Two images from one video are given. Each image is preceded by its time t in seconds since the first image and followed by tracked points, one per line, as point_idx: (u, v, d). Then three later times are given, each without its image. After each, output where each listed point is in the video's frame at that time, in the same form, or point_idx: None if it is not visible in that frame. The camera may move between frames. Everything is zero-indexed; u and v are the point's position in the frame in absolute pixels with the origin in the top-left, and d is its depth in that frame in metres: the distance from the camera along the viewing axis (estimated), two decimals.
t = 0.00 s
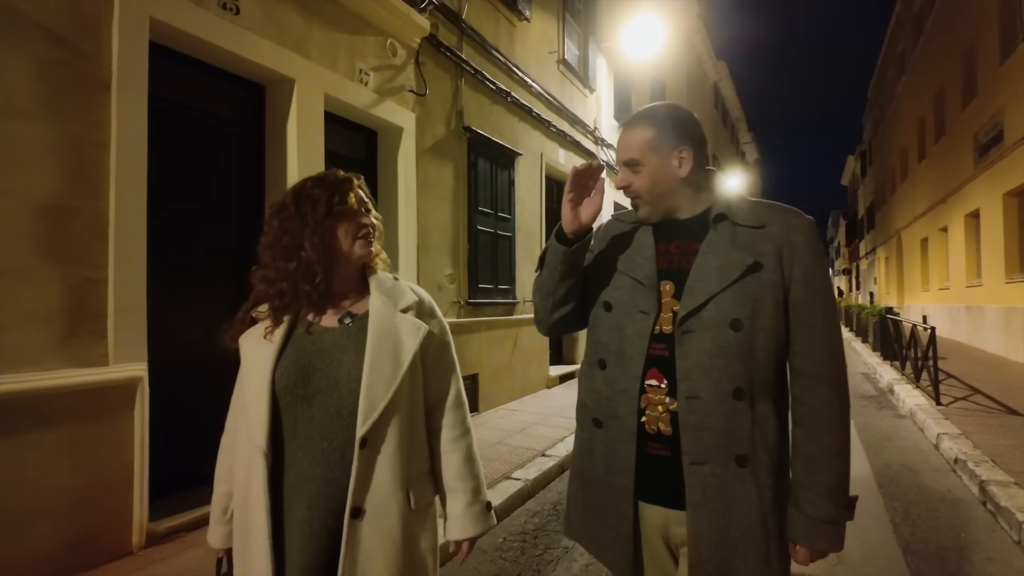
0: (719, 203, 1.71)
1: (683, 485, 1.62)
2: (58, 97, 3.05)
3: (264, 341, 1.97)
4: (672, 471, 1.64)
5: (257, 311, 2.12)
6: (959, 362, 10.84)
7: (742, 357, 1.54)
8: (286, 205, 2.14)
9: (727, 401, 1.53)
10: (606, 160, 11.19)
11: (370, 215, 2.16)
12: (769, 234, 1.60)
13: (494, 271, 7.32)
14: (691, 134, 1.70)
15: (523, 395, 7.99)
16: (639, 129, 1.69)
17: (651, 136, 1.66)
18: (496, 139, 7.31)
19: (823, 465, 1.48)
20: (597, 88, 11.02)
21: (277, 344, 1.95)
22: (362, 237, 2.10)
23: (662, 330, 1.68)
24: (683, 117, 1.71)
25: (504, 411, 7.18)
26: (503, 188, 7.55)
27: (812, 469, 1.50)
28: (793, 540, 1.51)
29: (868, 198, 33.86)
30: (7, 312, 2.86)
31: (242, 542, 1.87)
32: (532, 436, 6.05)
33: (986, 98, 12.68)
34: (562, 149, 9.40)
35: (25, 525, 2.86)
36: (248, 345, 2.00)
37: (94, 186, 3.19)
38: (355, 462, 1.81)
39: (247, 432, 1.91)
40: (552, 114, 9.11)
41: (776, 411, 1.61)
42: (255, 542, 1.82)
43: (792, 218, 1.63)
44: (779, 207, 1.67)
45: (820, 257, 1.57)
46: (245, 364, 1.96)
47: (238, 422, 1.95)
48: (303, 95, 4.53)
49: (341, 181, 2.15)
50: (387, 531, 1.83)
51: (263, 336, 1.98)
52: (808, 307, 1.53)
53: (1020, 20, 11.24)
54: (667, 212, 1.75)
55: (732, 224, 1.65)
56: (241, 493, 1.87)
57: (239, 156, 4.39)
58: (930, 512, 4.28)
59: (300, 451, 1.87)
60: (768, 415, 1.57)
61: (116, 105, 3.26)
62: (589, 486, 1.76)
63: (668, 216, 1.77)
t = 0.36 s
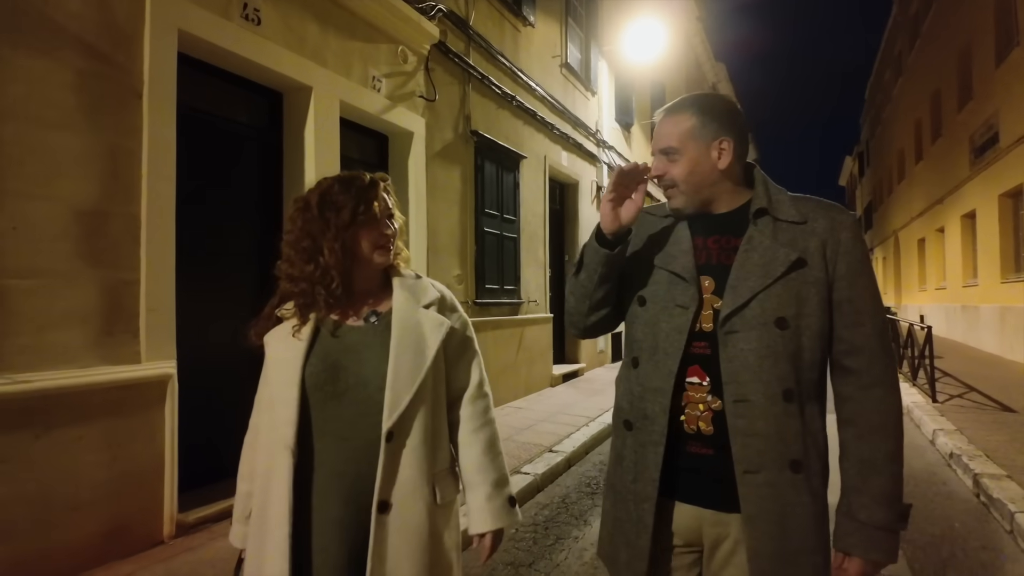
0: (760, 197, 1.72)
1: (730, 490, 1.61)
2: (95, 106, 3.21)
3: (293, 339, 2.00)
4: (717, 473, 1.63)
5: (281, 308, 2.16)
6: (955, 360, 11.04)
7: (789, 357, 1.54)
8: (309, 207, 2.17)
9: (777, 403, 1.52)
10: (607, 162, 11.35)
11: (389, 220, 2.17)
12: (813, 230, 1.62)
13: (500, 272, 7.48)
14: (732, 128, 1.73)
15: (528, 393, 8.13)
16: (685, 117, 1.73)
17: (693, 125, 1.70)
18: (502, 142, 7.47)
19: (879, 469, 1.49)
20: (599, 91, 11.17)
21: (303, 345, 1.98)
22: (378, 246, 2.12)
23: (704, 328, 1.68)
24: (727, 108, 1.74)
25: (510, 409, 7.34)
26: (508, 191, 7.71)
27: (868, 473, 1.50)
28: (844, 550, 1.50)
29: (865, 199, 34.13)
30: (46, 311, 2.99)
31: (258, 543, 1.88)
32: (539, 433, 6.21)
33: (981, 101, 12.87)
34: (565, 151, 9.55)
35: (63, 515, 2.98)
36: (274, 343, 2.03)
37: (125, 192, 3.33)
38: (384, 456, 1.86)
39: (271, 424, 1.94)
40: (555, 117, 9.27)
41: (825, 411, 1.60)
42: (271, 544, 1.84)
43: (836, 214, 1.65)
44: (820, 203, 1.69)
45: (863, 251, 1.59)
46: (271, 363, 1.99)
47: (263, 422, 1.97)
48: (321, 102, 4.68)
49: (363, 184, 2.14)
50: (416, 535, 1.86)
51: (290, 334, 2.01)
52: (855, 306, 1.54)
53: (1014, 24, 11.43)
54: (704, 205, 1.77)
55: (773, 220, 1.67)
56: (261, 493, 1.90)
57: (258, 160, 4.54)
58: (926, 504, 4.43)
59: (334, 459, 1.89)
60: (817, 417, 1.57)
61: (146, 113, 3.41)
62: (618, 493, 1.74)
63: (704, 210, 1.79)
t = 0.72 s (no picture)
0: (753, 200, 1.74)
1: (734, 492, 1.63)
2: (125, 115, 3.38)
3: (310, 336, 2.02)
4: (718, 477, 1.65)
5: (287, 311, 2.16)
6: (949, 359, 11.24)
7: (790, 360, 1.57)
8: (314, 211, 2.21)
9: (779, 407, 1.55)
10: (607, 164, 11.52)
11: (392, 223, 2.25)
12: (806, 234, 1.66)
13: (503, 272, 7.66)
14: (723, 129, 1.72)
15: (530, 391, 8.30)
16: (676, 118, 1.73)
17: (686, 126, 1.70)
18: (504, 146, 7.63)
19: (868, 468, 1.54)
20: (599, 94, 11.33)
21: (322, 340, 2.00)
22: (379, 249, 2.20)
23: (704, 331, 1.69)
24: (719, 110, 1.74)
25: (514, 406, 7.51)
26: (511, 193, 7.88)
27: (858, 471, 1.55)
28: (834, 543, 1.58)
29: (863, 199, 34.39)
30: (79, 310, 3.15)
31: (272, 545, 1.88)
32: (542, 429, 6.39)
33: (975, 104, 13.07)
34: (565, 154, 9.72)
35: (95, 504, 3.12)
36: (286, 346, 2.02)
37: (153, 196, 3.51)
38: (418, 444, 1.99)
39: (290, 422, 1.94)
40: (556, 120, 9.43)
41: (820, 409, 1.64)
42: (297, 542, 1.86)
43: (828, 216, 1.69)
44: (810, 205, 1.73)
45: (854, 254, 1.64)
46: (287, 375, 1.97)
47: (279, 426, 1.94)
48: (332, 109, 4.85)
49: (366, 187, 2.22)
50: (449, 517, 2.03)
51: (307, 332, 2.03)
52: (848, 309, 1.59)
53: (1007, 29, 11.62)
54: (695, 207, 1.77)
55: (767, 225, 1.70)
56: (276, 495, 1.89)
57: (272, 163, 4.72)
58: (916, 496, 4.60)
59: (364, 455, 1.95)
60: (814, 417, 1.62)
61: (171, 122, 3.58)
62: (623, 500, 1.73)
63: (695, 211, 1.79)
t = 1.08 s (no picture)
0: (716, 200, 1.75)
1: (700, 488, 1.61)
2: (153, 125, 3.57)
3: (301, 334, 2.13)
4: (686, 472, 1.64)
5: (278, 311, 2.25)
6: (940, 359, 11.51)
7: (753, 354, 1.56)
8: (292, 217, 2.36)
9: (739, 398, 1.55)
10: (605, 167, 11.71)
11: (370, 218, 2.38)
12: (769, 230, 1.66)
13: (505, 274, 7.86)
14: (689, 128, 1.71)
15: (530, 389, 8.49)
16: (640, 119, 1.71)
17: (651, 126, 1.68)
18: (506, 151, 7.84)
19: (834, 459, 1.54)
20: (597, 99, 11.54)
21: (313, 338, 2.11)
22: (361, 240, 2.30)
23: (672, 327, 1.67)
24: (683, 113, 1.74)
25: (516, 404, 7.72)
26: (513, 196, 8.09)
27: (824, 463, 1.54)
28: (802, 534, 1.56)
29: (859, 201, 34.76)
30: (109, 310, 3.33)
31: (281, 538, 2.00)
32: (544, 426, 6.59)
33: (966, 109, 13.34)
34: (565, 157, 9.94)
35: (123, 494, 3.29)
36: (279, 346, 2.11)
37: (178, 202, 3.69)
38: (411, 439, 2.12)
39: (286, 420, 2.04)
40: (556, 125, 9.63)
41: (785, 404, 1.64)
42: (311, 531, 2.01)
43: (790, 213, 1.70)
44: (774, 203, 1.73)
45: (817, 251, 1.65)
46: (281, 371, 2.07)
47: (274, 422, 2.03)
48: (343, 117, 5.06)
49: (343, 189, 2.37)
50: (440, 508, 2.22)
51: (297, 330, 2.14)
52: (811, 303, 1.60)
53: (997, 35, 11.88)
54: (658, 205, 1.76)
55: (732, 221, 1.69)
56: (281, 490, 1.99)
57: (284, 169, 4.93)
58: (903, 488, 4.81)
59: (362, 448, 2.09)
60: (780, 412, 1.60)
61: (195, 133, 3.78)
62: (595, 501, 1.70)
63: (658, 210, 1.78)
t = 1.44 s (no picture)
0: (716, 199, 1.75)
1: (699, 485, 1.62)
2: (179, 133, 3.73)
3: (289, 340, 2.10)
4: (683, 468, 1.64)
5: (268, 317, 2.22)
6: (934, 358, 11.74)
7: (748, 351, 1.57)
8: (286, 220, 2.29)
9: (736, 396, 1.55)
10: (606, 169, 11.87)
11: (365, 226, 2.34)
12: (765, 230, 1.66)
13: (509, 274, 8.03)
14: (690, 128, 1.76)
15: (533, 387, 8.65)
16: (644, 116, 1.77)
17: (654, 123, 1.74)
18: (511, 154, 8.01)
19: (830, 456, 1.54)
20: (598, 102, 11.70)
21: (305, 345, 2.09)
22: (357, 248, 2.26)
23: (666, 324, 1.68)
24: (687, 113, 1.79)
25: (520, 402, 7.90)
26: (516, 198, 8.27)
27: (819, 460, 1.55)
28: (798, 536, 1.55)
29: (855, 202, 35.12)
30: (138, 310, 3.48)
31: (276, 534, 2.00)
32: (548, 423, 6.77)
33: (960, 112, 13.55)
34: (567, 160, 10.12)
35: (152, 485, 3.45)
36: (271, 350, 2.10)
37: (203, 207, 3.86)
38: (390, 428, 2.08)
39: (281, 417, 2.05)
40: (558, 128, 9.80)
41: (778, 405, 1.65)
42: (303, 527, 2.00)
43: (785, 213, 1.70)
44: (771, 204, 1.73)
45: (812, 251, 1.65)
46: (276, 369, 2.07)
47: (269, 419, 2.05)
48: (356, 123, 5.22)
49: (336, 196, 2.31)
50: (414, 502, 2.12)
51: (285, 336, 2.11)
52: (805, 302, 1.59)
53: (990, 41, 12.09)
54: (655, 205, 1.79)
55: (729, 221, 1.69)
56: (275, 484, 2.00)
57: (298, 171, 5.07)
58: (897, 482, 4.99)
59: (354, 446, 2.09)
60: (773, 410, 1.62)
61: (218, 140, 3.94)
62: (586, 494, 1.72)
63: (655, 210, 1.81)
